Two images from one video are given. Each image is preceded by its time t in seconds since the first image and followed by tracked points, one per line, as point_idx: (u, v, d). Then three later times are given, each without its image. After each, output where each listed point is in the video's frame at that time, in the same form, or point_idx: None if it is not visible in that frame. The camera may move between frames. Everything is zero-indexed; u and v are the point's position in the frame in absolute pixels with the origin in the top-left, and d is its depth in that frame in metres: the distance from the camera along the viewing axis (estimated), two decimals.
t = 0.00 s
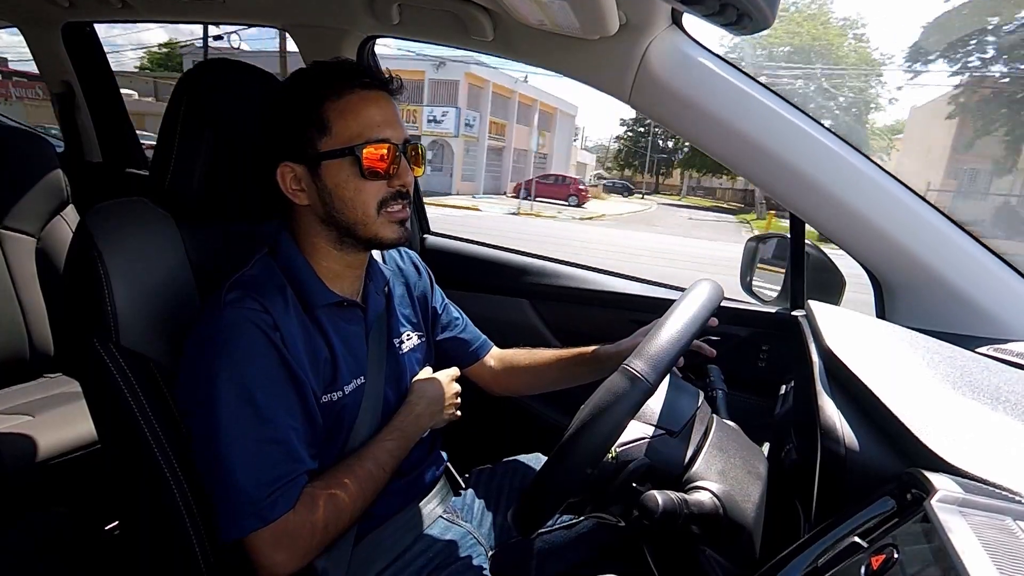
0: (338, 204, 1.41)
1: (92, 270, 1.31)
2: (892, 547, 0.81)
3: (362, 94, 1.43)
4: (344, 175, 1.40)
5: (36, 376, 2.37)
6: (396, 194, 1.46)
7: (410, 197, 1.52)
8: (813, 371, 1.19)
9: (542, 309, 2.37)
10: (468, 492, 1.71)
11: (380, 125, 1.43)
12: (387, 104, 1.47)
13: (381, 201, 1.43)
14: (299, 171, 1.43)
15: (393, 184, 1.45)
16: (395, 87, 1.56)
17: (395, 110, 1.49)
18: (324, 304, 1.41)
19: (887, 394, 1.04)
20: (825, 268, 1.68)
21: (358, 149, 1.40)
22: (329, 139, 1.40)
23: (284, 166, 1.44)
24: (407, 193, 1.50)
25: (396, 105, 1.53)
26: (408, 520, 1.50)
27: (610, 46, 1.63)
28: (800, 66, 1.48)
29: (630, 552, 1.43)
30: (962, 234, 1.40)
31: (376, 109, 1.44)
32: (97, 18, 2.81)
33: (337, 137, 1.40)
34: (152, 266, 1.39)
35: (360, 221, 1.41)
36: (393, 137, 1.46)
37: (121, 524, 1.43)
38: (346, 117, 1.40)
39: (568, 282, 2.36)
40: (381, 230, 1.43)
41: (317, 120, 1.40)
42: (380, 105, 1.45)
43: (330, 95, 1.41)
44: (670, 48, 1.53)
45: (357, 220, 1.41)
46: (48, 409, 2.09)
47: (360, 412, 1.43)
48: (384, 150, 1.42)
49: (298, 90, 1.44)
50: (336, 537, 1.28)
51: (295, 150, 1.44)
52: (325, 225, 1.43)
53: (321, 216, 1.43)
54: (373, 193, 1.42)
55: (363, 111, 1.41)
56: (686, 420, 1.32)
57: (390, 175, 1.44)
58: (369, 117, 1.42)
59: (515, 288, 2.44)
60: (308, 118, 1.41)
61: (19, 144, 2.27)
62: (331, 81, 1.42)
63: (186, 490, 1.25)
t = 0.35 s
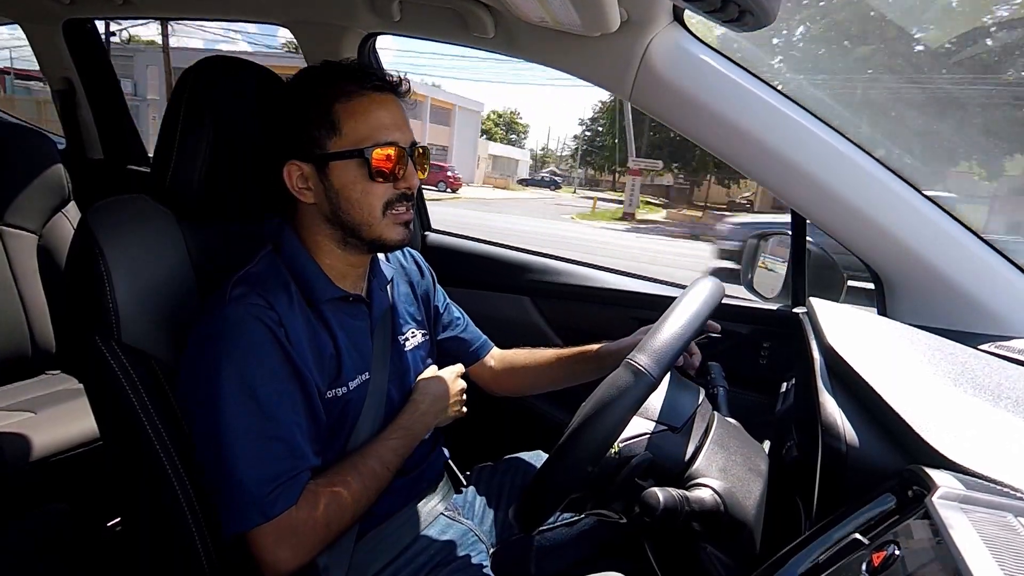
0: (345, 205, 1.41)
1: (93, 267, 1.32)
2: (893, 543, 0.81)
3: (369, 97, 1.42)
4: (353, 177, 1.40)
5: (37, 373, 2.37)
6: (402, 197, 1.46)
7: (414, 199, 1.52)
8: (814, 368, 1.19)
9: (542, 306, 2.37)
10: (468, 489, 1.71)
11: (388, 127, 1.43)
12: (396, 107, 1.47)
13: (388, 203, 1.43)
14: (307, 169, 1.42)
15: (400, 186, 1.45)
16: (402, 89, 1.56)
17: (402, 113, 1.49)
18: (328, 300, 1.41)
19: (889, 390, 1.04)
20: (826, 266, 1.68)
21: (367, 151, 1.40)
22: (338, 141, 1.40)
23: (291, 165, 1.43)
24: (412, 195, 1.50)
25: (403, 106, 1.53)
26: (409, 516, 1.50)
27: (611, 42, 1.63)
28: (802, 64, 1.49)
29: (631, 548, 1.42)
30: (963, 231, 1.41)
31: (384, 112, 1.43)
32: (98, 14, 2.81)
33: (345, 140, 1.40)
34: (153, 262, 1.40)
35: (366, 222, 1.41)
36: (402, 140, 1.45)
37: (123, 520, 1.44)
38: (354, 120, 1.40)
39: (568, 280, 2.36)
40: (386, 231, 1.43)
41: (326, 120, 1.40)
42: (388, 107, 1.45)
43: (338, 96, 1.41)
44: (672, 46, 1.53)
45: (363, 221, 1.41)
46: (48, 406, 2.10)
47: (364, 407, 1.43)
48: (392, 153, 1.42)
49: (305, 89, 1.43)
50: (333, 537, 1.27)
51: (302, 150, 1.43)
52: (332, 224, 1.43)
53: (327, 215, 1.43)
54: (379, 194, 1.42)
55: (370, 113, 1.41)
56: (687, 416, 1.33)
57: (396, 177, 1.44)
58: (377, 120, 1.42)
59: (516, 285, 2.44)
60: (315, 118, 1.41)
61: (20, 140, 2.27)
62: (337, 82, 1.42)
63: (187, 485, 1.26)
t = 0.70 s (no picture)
0: (335, 206, 1.40)
1: (94, 264, 1.32)
2: (894, 540, 0.81)
3: (374, 104, 1.40)
4: (343, 180, 1.39)
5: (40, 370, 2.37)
6: (391, 209, 1.43)
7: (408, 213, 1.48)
8: (815, 364, 1.19)
9: (544, 303, 2.38)
10: (469, 486, 1.71)
11: (388, 135, 1.41)
12: (406, 117, 1.45)
13: (374, 213, 1.41)
14: (304, 161, 1.43)
15: (389, 199, 1.42)
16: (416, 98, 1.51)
17: (411, 125, 1.46)
18: (330, 291, 1.41)
19: (890, 386, 1.04)
20: (828, 263, 1.64)
21: (360, 161, 1.39)
22: (335, 143, 1.40)
23: (289, 154, 1.45)
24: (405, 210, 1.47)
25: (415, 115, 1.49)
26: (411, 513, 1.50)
27: (612, 38, 1.63)
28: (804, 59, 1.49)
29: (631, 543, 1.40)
30: (961, 223, 1.41)
31: (388, 121, 1.41)
32: (99, 10, 2.81)
33: (341, 142, 1.39)
34: (154, 259, 1.40)
35: (351, 226, 1.40)
36: (401, 150, 1.43)
37: (126, 517, 1.44)
38: (354, 125, 1.39)
39: (569, 276, 2.36)
40: (368, 239, 1.41)
41: (328, 121, 1.40)
42: (391, 116, 1.42)
43: (340, 99, 1.39)
44: (672, 42, 1.53)
45: (348, 223, 1.40)
46: (50, 402, 2.10)
47: (368, 398, 1.41)
48: (389, 163, 1.40)
49: (310, 88, 1.43)
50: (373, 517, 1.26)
51: (301, 143, 1.43)
52: (322, 220, 1.42)
53: (318, 210, 1.42)
54: (367, 203, 1.40)
55: (372, 119, 1.40)
56: (689, 411, 1.32)
57: (387, 189, 1.40)
58: (379, 126, 1.40)
59: (517, 281, 2.44)
60: (317, 118, 1.40)
61: (21, 136, 2.27)
62: (342, 84, 1.41)
63: (189, 483, 1.27)
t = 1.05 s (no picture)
0: (333, 215, 1.40)
1: (91, 269, 1.32)
2: (892, 545, 0.81)
3: (376, 115, 1.40)
4: (341, 188, 1.39)
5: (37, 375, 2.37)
6: (388, 220, 1.42)
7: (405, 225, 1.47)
8: (813, 368, 1.18)
9: (542, 307, 2.37)
10: (467, 491, 1.71)
11: (388, 146, 1.40)
12: (408, 129, 1.44)
13: (372, 224, 1.40)
14: (302, 165, 1.43)
15: (386, 210, 1.41)
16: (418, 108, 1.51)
17: (413, 136, 1.45)
18: (327, 297, 1.41)
19: (888, 391, 1.04)
20: (826, 267, 1.67)
21: (357, 172, 1.38)
22: (334, 151, 1.39)
23: (288, 158, 1.45)
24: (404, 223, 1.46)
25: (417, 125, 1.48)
26: (409, 518, 1.50)
27: (610, 43, 1.63)
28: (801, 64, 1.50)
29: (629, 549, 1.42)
30: (960, 229, 1.41)
31: (389, 132, 1.40)
32: (97, 15, 2.81)
33: (340, 150, 1.39)
34: (152, 264, 1.39)
35: (348, 235, 1.40)
36: (401, 161, 1.42)
37: (123, 522, 1.44)
38: (355, 136, 1.38)
39: (568, 281, 2.36)
40: (365, 248, 1.41)
41: (329, 129, 1.39)
42: (391, 126, 1.41)
43: (342, 108, 1.39)
44: (670, 47, 1.53)
45: (345, 232, 1.40)
46: (47, 407, 2.09)
47: (365, 402, 1.41)
48: (388, 175, 1.39)
49: (313, 95, 1.43)
50: (374, 524, 1.25)
51: (301, 150, 1.43)
52: (318, 226, 1.42)
53: (314, 215, 1.42)
54: (364, 214, 1.39)
55: (372, 130, 1.39)
56: (686, 417, 1.31)
57: (385, 200, 1.39)
58: (379, 137, 1.39)
59: (516, 286, 2.44)
60: (318, 125, 1.40)
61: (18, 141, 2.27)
62: (346, 93, 1.40)
63: (186, 488, 1.27)
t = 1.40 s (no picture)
0: (337, 216, 1.40)
1: (90, 276, 1.32)
2: (892, 552, 0.81)
3: (373, 113, 1.41)
4: (344, 190, 1.39)
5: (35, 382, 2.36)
6: (392, 216, 1.43)
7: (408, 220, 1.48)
8: (813, 377, 1.18)
9: (542, 313, 2.37)
10: (467, 496, 1.70)
11: (388, 143, 1.41)
12: (404, 125, 1.45)
13: (376, 221, 1.41)
14: (303, 173, 1.43)
15: (391, 205, 1.42)
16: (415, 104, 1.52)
17: (410, 132, 1.46)
18: (329, 303, 1.41)
19: (889, 397, 1.04)
20: (825, 273, 1.67)
21: (361, 168, 1.39)
22: (335, 151, 1.40)
23: (288, 165, 1.45)
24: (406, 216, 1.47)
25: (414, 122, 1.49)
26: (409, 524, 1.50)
27: (609, 50, 1.63)
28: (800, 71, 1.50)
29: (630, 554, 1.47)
30: (958, 235, 1.41)
31: (388, 129, 1.41)
32: (96, 23, 2.81)
33: (342, 150, 1.39)
34: (151, 270, 1.39)
35: (352, 235, 1.40)
36: (402, 157, 1.43)
37: (121, 529, 1.43)
38: (355, 135, 1.39)
39: (567, 287, 2.35)
40: (371, 247, 1.41)
41: (328, 131, 1.40)
42: (390, 123, 1.42)
43: (340, 109, 1.40)
44: (670, 53, 1.53)
45: (350, 232, 1.40)
46: (45, 414, 2.09)
47: (365, 410, 1.41)
48: (390, 172, 1.40)
49: (310, 99, 1.43)
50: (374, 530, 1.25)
51: (301, 154, 1.43)
52: (324, 231, 1.42)
53: (319, 222, 1.43)
54: (369, 210, 1.40)
55: (371, 129, 1.40)
56: (685, 423, 1.30)
57: (389, 195, 1.41)
58: (378, 134, 1.40)
59: (515, 292, 2.43)
60: (317, 128, 1.41)
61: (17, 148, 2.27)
62: (342, 94, 1.41)
63: (185, 496, 1.26)
